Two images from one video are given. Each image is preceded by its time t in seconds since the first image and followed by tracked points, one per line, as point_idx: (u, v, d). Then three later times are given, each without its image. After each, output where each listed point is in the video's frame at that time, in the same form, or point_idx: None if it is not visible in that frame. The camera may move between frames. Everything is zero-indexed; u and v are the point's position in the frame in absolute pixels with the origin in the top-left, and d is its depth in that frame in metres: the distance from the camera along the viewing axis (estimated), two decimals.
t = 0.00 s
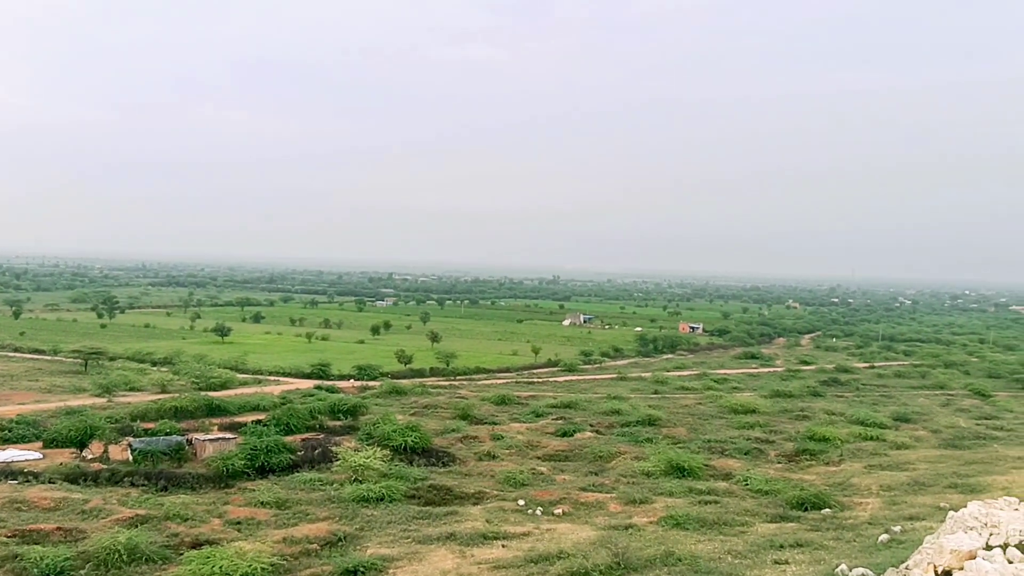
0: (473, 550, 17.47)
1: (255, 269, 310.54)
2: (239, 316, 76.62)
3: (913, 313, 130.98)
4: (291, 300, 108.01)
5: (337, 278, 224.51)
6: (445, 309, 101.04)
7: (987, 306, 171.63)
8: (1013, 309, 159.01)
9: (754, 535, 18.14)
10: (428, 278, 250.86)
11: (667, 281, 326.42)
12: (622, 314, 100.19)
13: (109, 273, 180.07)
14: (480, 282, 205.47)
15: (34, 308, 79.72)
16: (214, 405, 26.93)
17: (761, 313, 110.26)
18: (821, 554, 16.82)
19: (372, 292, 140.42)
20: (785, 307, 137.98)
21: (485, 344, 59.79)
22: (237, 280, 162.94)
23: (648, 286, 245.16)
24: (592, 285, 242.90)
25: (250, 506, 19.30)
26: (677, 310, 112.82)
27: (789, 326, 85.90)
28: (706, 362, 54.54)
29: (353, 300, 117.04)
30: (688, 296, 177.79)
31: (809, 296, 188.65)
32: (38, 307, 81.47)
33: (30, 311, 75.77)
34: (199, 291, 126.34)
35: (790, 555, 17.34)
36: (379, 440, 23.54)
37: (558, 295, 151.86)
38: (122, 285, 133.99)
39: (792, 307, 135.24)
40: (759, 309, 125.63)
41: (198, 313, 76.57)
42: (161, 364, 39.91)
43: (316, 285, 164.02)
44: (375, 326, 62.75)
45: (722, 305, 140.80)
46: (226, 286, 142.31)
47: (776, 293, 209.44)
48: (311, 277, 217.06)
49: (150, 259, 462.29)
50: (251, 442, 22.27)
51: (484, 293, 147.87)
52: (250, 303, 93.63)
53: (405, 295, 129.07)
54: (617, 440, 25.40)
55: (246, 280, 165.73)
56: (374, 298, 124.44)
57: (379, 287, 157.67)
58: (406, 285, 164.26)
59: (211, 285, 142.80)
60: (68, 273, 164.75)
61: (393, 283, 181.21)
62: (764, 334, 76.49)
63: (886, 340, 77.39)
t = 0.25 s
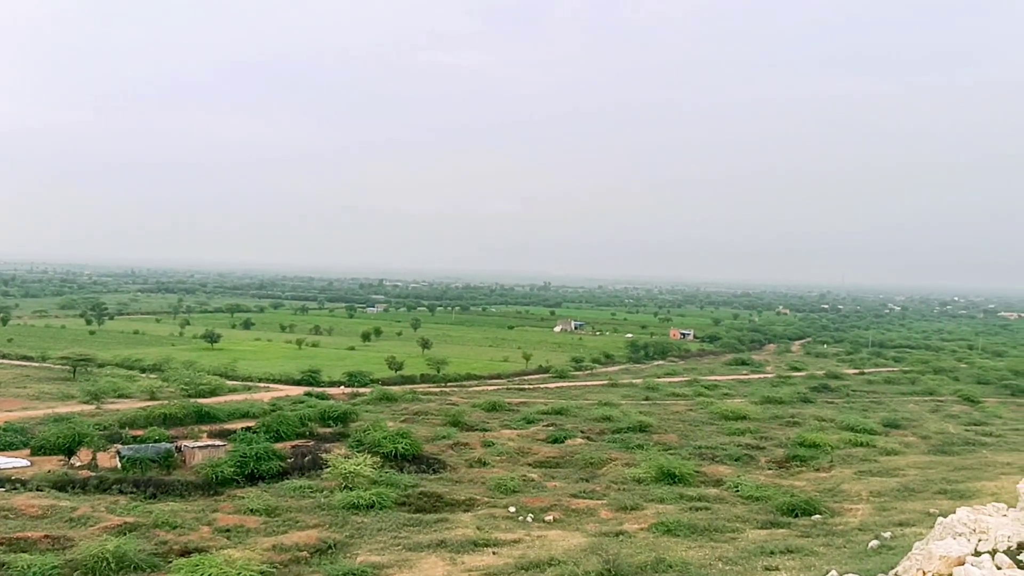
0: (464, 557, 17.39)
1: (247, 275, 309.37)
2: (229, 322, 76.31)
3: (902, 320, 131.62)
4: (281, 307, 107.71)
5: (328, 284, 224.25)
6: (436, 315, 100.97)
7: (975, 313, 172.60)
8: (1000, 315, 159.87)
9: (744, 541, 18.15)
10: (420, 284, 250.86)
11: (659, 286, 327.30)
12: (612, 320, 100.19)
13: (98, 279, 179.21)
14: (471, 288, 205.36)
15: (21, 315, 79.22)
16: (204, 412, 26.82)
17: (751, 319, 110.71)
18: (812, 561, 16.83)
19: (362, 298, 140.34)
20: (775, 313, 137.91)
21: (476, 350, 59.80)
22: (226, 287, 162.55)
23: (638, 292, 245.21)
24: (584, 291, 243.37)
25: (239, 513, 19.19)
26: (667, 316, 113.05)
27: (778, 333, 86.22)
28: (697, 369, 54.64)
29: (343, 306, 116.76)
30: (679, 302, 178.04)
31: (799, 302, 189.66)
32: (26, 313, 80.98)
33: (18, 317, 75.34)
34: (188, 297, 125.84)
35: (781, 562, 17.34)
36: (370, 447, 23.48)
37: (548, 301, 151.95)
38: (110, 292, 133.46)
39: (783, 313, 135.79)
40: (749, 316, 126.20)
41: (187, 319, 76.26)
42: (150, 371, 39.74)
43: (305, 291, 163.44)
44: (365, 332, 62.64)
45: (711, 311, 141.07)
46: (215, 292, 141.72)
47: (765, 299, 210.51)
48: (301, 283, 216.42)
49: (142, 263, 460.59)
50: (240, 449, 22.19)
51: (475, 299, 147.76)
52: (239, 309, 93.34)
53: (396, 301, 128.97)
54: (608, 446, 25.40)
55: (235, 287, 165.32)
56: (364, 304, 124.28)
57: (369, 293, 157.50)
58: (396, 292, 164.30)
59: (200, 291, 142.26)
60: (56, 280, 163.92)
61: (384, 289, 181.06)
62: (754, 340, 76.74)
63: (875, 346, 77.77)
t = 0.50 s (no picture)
0: (452, 563, 17.32)
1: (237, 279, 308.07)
2: (216, 327, 76.01)
3: (889, 324, 132.56)
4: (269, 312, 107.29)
5: (316, 288, 223.69)
6: (425, 320, 100.88)
7: (961, 318, 173.71)
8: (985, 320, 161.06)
9: (732, 546, 18.17)
10: (409, 288, 250.63)
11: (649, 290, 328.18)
12: (601, 325, 100.25)
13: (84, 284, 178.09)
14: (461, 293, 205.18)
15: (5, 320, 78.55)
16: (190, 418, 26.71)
17: (738, 324, 111.17)
18: (799, 565, 16.86)
19: (350, 303, 140.16)
20: (763, 318, 138.44)
21: (464, 355, 59.79)
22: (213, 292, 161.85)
23: (628, 297, 245.53)
24: (573, 295, 243.67)
25: (226, 520, 19.07)
26: (655, 321, 113.35)
27: (766, 337, 86.61)
28: (685, 374, 54.80)
29: (331, 311, 116.46)
30: (668, 307, 178.39)
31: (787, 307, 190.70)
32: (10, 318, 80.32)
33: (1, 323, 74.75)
34: (175, 302, 125.26)
35: (768, 566, 17.37)
36: (357, 452, 23.44)
37: (537, 306, 151.83)
38: (95, 297, 132.53)
39: (770, 318, 136.39)
40: (737, 321, 126.79)
41: (174, 324, 75.89)
42: (135, 377, 39.52)
43: (294, 296, 162.85)
44: (354, 337, 62.52)
45: (699, 316, 141.46)
46: (203, 297, 141.12)
47: (754, 304, 211.49)
48: (290, 287, 215.64)
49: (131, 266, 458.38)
50: (227, 454, 22.11)
51: (463, 304, 147.56)
52: (227, 315, 92.92)
53: (384, 306, 128.76)
54: (597, 451, 25.42)
55: (223, 292, 164.62)
56: (352, 309, 123.96)
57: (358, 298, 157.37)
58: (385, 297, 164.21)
59: (187, 296, 141.64)
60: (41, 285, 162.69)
61: (373, 294, 180.78)
62: (742, 345, 77.05)
63: (862, 351, 78.21)
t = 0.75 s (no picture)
0: (440, 566, 17.27)
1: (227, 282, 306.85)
2: (204, 331, 75.72)
3: (876, 327, 133.33)
4: (257, 315, 106.97)
5: (305, 291, 223.29)
6: (414, 323, 100.76)
7: (948, 320, 174.96)
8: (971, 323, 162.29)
9: (720, 548, 18.21)
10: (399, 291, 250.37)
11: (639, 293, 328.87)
12: (590, 328, 100.43)
13: (69, 287, 176.82)
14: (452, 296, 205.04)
15: None
16: (178, 421, 26.67)
17: (727, 327, 111.70)
18: (787, 568, 16.89)
19: (338, 306, 139.90)
20: (752, 321, 138.99)
21: (453, 358, 59.81)
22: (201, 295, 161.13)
23: (619, 300, 245.89)
24: (563, 298, 244.18)
25: (213, 524, 18.99)
26: (644, 324, 113.63)
27: (754, 340, 87.03)
28: (674, 376, 55.01)
29: (320, 314, 116.21)
30: (658, 310, 178.89)
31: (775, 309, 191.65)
32: None
33: None
34: (163, 305, 124.66)
35: (756, 569, 17.40)
36: (346, 456, 23.41)
37: (526, 309, 151.87)
38: (81, 299, 131.69)
39: (759, 321, 137.00)
40: (725, 323, 127.32)
41: (161, 328, 75.54)
42: (123, 380, 39.35)
43: (283, 300, 162.31)
44: (342, 340, 62.42)
45: (688, 319, 141.93)
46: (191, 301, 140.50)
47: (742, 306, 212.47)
48: (279, 291, 214.78)
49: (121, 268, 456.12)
50: (215, 458, 22.06)
51: (453, 307, 147.47)
52: (215, 318, 92.63)
53: (373, 309, 128.65)
54: (586, 454, 25.46)
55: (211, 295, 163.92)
56: (341, 312, 123.72)
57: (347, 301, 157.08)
58: (375, 299, 164.08)
59: (175, 299, 140.98)
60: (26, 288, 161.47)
61: (362, 297, 180.65)
62: (731, 348, 77.36)
63: (850, 354, 78.68)
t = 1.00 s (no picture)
0: (425, 568, 17.20)
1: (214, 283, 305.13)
2: (188, 332, 75.29)
3: (858, 328, 134.31)
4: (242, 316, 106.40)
5: (291, 292, 222.25)
6: (399, 325, 100.61)
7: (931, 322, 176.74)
8: (953, 324, 163.83)
9: (704, 549, 18.24)
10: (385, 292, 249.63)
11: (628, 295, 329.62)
12: (575, 329, 100.62)
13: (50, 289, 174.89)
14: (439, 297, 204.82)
15: None
16: (161, 423, 26.55)
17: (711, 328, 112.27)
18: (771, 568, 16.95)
19: (323, 308, 139.41)
20: (736, 322, 139.67)
21: (438, 360, 59.78)
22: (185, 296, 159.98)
23: (606, 302, 246.51)
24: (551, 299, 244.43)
25: (196, 526, 18.86)
26: (629, 326, 114.04)
27: (739, 341, 87.50)
28: (658, 377, 55.21)
29: (305, 316, 115.82)
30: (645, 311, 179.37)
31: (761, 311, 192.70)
32: None
33: None
34: (145, 307, 123.71)
35: (741, 569, 17.44)
36: (331, 458, 23.36)
37: (510, 311, 151.87)
38: (62, 301, 130.30)
39: (743, 322, 137.70)
40: (710, 325, 127.93)
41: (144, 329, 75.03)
42: (104, 382, 39.05)
43: (269, 301, 161.57)
44: (327, 342, 62.25)
45: (673, 320, 142.60)
46: (174, 302, 139.64)
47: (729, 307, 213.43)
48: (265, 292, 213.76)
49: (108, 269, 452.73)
50: (198, 460, 21.93)
51: (439, 309, 147.33)
52: (198, 319, 92.14)
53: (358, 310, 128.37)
54: (571, 455, 25.49)
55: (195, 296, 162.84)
56: (327, 314, 123.36)
57: (332, 302, 156.37)
58: (361, 301, 163.64)
59: (159, 301, 140.09)
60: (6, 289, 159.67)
61: (348, 298, 180.24)
62: (716, 349, 77.76)
63: (833, 355, 79.19)
